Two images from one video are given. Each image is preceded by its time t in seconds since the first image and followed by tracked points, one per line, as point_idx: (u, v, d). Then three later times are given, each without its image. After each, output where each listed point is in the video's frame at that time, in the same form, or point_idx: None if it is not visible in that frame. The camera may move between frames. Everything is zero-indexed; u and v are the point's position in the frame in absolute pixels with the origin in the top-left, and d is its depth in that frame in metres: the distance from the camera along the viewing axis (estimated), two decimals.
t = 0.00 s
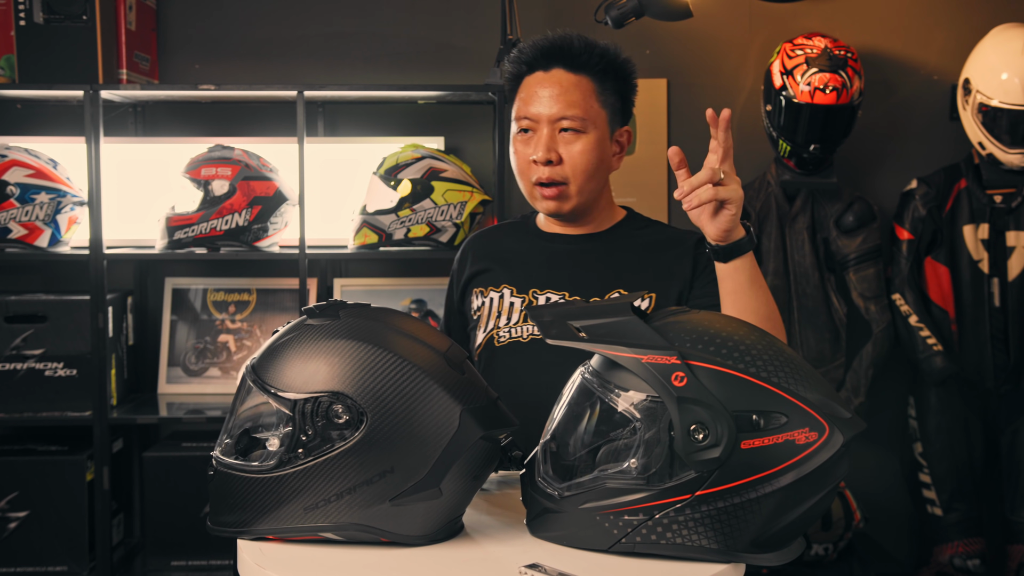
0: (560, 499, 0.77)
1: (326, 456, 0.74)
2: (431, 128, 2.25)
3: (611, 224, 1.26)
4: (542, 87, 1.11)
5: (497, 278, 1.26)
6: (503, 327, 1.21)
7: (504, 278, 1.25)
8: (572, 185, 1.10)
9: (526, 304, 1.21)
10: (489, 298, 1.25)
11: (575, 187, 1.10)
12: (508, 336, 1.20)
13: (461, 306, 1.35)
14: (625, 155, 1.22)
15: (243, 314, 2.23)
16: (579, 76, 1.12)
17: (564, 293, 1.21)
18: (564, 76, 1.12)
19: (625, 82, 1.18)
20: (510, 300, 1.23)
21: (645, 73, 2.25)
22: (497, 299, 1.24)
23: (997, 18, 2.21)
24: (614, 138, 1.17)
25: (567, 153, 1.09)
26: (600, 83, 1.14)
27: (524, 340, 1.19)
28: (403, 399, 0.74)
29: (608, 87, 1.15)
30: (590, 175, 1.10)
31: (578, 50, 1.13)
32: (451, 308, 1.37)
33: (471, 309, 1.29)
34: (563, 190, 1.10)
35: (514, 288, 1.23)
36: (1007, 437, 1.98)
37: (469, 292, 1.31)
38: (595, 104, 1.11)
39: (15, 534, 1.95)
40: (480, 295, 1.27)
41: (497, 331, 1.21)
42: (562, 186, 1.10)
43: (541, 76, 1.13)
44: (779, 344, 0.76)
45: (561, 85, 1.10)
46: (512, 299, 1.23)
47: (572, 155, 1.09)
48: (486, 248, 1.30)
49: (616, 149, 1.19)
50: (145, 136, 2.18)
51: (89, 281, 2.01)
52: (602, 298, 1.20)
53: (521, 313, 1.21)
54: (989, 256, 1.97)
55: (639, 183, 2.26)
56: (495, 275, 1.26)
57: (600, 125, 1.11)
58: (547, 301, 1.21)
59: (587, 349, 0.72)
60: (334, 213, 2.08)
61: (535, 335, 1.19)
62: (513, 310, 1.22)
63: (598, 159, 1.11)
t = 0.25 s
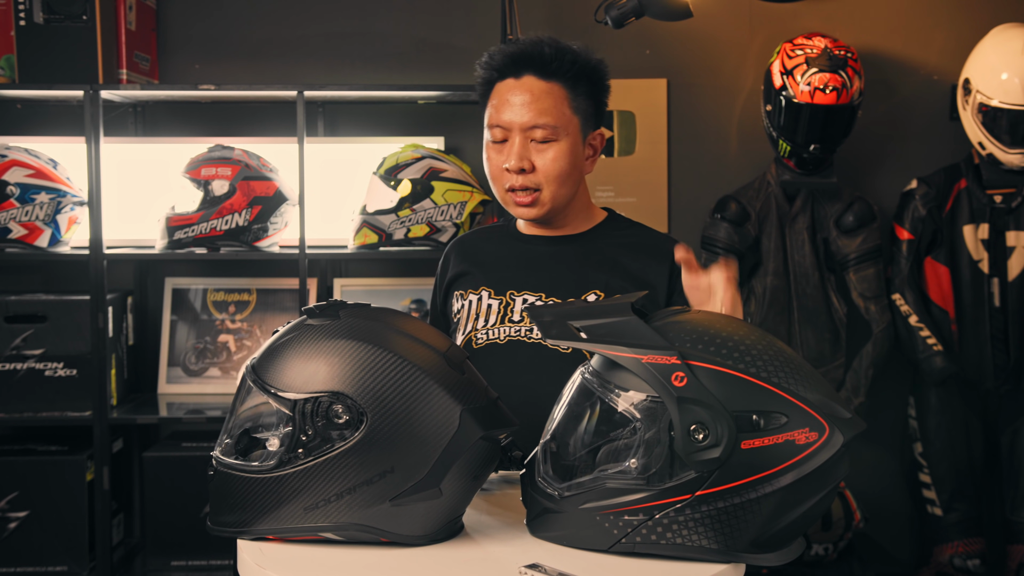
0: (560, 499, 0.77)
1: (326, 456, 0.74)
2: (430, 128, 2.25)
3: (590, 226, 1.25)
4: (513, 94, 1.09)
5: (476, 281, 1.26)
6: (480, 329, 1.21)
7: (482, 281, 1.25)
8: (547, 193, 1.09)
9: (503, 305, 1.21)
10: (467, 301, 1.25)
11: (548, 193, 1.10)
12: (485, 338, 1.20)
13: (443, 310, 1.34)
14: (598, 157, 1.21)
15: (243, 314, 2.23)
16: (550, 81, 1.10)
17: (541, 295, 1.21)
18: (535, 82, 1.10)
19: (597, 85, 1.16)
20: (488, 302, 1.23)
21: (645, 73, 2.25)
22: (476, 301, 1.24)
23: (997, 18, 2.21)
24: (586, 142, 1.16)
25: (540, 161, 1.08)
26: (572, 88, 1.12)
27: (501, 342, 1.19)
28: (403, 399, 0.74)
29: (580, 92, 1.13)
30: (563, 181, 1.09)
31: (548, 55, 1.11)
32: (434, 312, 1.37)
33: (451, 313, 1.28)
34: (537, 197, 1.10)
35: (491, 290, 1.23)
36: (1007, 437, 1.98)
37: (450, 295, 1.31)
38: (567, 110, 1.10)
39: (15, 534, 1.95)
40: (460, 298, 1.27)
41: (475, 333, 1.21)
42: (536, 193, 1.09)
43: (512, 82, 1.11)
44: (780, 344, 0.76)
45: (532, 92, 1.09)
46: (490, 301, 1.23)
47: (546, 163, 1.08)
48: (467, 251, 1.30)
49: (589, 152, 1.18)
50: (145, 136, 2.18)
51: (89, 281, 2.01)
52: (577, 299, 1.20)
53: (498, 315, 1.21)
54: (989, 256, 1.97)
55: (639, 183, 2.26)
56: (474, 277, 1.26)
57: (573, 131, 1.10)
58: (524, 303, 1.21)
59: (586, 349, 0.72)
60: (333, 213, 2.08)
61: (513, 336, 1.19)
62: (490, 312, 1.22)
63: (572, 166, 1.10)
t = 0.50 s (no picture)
0: (560, 499, 0.77)
1: (326, 456, 0.74)
2: (430, 128, 2.25)
3: (581, 224, 1.26)
4: (508, 92, 1.09)
5: (467, 282, 1.26)
6: (473, 331, 1.21)
7: (473, 282, 1.25)
8: (545, 190, 1.09)
9: (495, 307, 1.21)
10: (458, 303, 1.25)
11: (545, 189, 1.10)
12: (478, 339, 1.20)
13: (432, 312, 1.34)
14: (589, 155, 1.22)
15: (243, 314, 2.23)
16: (546, 79, 1.10)
17: (533, 295, 1.21)
18: (530, 80, 1.10)
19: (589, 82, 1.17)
20: (479, 303, 1.23)
21: (645, 73, 2.25)
22: (467, 302, 1.24)
23: (997, 18, 2.21)
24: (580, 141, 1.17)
25: (539, 158, 1.08)
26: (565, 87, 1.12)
27: (494, 342, 1.19)
28: (404, 399, 0.74)
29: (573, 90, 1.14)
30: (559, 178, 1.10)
31: (542, 53, 1.11)
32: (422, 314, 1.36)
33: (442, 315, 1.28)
34: (535, 195, 1.10)
35: (482, 291, 1.23)
36: (1007, 437, 1.98)
37: (440, 297, 1.31)
38: (562, 107, 1.10)
39: (15, 534, 1.95)
40: (451, 300, 1.27)
41: (467, 335, 1.21)
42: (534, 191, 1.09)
43: (508, 80, 1.10)
44: (780, 344, 0.76)
45: (527, 89, 1.08)
46: (482, 302, 1.23)
47: (544, 160, 1.08)
48: (456, 253, 1.30)
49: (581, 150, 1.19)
50: (145, 136, 2.18)
51: (89, 281, 2.01)
52: (571, 299, 1.20)
53: (490, 316, 1.21)
54: (989, 256, 1.97)
55: (638, 183, 2.26)
56: (466, 278, 1.26)
57: (569, 128, 1.10)
58: (516, 304, 1.21)
59: (585, 349, 0.72)
60: (333, 213, 2.08)
61: (506, 337, 1.19)
62: (482, 313, 1.22)
63: (569, 163, 1.10)
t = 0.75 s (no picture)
0: (560, 499, 0.77)
1: (326, 456, 0.74)
2: (430, 128, 2.25)
3: (578, 224, 1.27)
4: (520, 96, 1.08)
5: (467, 282, 1.25)
6: (476, 332, 1.21)
7: (473, 283, 1.25)
8: (558, 194, 1.10)
9: (497, 307, 1.21)
10: (459, 304, 1.25)
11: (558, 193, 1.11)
12: (481, 341, 1.20)
13: (427, 312, 1.33)
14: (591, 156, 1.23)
15: (243, 314, 2.23)
16: (558, 83, 1.10)
17: (536, 295, 1.21)
18: (541, 84, 1.09)
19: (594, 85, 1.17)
20: (481, 304, 1.23)
21: (645, 73, 2.25)
22: (468, 303, 1.24)
23: (997, 19, 2.21)
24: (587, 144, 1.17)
25: (552, 163, 1.08)
26: (574, 90, 1.12)
27: (498, 343, 1.19)
28: (404, 399, 0.74)
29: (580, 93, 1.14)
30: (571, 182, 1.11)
31: (552, 56, 1.10)
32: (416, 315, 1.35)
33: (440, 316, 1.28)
34: (548, 200, 1.10)
35: (484, 292, 1.23)
36: (1007, 437, 1.98)
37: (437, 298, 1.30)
38: (574, 111, 1.10)
39: (15, 534, 1.95)
40: (450, 301, 1.26)
41: (470, 336, 1.21)
42: (546, 196, 1.09)
43: (519, 84, 1.10)
44: (780, 344, 0.76)
45: (540, 93, 1.08)
46: (484, 303, 1.23)
47: (558, 165, 1.08)
48: (453, 254, 1.29)
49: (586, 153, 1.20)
50: (145, 136, 2.18)
51: (89, 281, 2.01)
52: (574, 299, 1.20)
53: (494, 317, 1.21)
54: (989, 256, 1.97)
55: (638, 183, 2.26)
56: (465, 279, 1.26)
57: (580, 133, 1.11)
58: (518, 304, 1.21)
59: (585, 349, 0.72)
60: (334, 213, 2.08)
61: (509, 337, 1.19)
62: (485, 314, 1.22)
63: (580, 168, 1.11)
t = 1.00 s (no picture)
0: (560, 499, 0.77)
1: (326, 456, 0.74)
2: (430, 128, 2.25)
3: (587, 224, 1.26)
4: (523, 90, 1.09)
5: (473, 283, 1.24)
6: (483, 334, 1.20)
7: (480, 284, 1.24)
8: (563, 188, 1.10)
9: (506, 310, 1.20)
10: (465, 305, 1.24)
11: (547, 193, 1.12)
12: (490, 343, 1.19)
13: (431, 312, 1.32)
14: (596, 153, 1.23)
15: (243, 314, 2.23)
16: (561, 78, 1.10)
17: (544, 298, 1.21)
18: (544, 79, 1.09)
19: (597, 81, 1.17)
20: (489, 306, 1.22)
21: (645, 73, 2.25)
22: (475, 305, 1.23)
23: (997, 19, 2.21)
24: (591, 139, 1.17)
25: (556, 157, 1.08)
26: (578, 85, 1.13)
27: (505, 346, 1.19)
28: (403, 399, 0.74)
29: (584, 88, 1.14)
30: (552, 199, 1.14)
31: (555, 51, 1.11)
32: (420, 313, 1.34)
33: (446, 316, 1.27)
34: (553, 194, 1.10)
35: (492, 294, 1.22)
36: (1007, 437, 1.98)
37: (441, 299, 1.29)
38: (577, 105, 1.10)
39: (15, 534, 1.95)
40: (456, 301, 1.25)
41: (478, 338, 1.20)
42: (551, 190, 1.09)
43: (522, 79, 1.10)
44: (779, 344, 0.76)
45: (543, 88, 1.08)
46: (491, 305, 1.22)
47: (563, 159, 1.08)
48: (457, 253, 1.28)
49: (591, 149, 1.19)
50: (145, 136, 2.18)
51: (89, 282, 2.01)
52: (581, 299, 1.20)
53: (501, 319, 1.20)
54: (989, 256, 1.97)
55: (638, 183, 2.26)
56: (471, 280, 1.25)
57: (584, 127, 1.10)
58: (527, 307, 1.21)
59: (585, 349, 0.72)
60: (334, 213, 2.08)
61: (517, 340, 1.19)
62: (493, 316, 1.21)
63: (585, 162, 1.11)
